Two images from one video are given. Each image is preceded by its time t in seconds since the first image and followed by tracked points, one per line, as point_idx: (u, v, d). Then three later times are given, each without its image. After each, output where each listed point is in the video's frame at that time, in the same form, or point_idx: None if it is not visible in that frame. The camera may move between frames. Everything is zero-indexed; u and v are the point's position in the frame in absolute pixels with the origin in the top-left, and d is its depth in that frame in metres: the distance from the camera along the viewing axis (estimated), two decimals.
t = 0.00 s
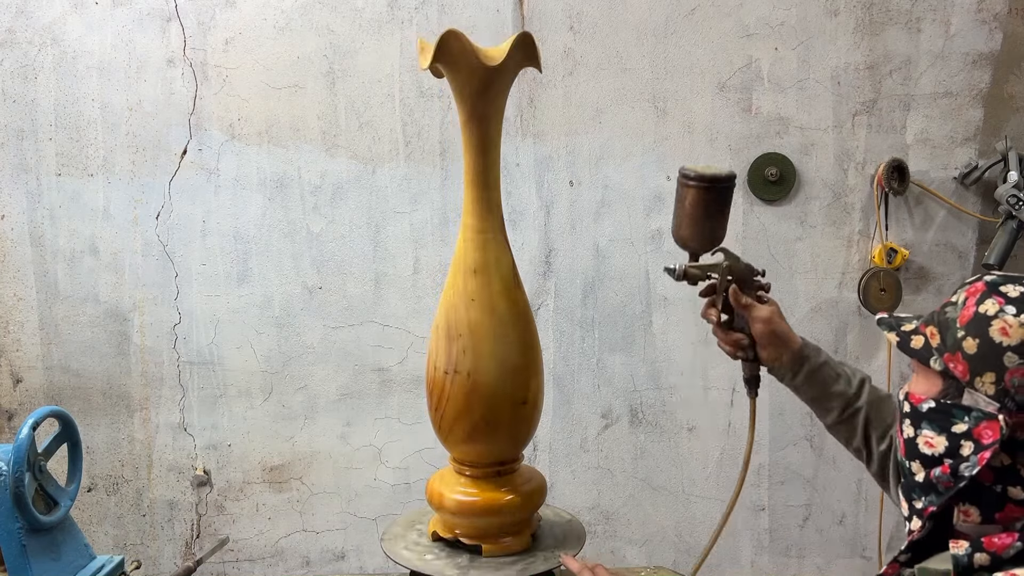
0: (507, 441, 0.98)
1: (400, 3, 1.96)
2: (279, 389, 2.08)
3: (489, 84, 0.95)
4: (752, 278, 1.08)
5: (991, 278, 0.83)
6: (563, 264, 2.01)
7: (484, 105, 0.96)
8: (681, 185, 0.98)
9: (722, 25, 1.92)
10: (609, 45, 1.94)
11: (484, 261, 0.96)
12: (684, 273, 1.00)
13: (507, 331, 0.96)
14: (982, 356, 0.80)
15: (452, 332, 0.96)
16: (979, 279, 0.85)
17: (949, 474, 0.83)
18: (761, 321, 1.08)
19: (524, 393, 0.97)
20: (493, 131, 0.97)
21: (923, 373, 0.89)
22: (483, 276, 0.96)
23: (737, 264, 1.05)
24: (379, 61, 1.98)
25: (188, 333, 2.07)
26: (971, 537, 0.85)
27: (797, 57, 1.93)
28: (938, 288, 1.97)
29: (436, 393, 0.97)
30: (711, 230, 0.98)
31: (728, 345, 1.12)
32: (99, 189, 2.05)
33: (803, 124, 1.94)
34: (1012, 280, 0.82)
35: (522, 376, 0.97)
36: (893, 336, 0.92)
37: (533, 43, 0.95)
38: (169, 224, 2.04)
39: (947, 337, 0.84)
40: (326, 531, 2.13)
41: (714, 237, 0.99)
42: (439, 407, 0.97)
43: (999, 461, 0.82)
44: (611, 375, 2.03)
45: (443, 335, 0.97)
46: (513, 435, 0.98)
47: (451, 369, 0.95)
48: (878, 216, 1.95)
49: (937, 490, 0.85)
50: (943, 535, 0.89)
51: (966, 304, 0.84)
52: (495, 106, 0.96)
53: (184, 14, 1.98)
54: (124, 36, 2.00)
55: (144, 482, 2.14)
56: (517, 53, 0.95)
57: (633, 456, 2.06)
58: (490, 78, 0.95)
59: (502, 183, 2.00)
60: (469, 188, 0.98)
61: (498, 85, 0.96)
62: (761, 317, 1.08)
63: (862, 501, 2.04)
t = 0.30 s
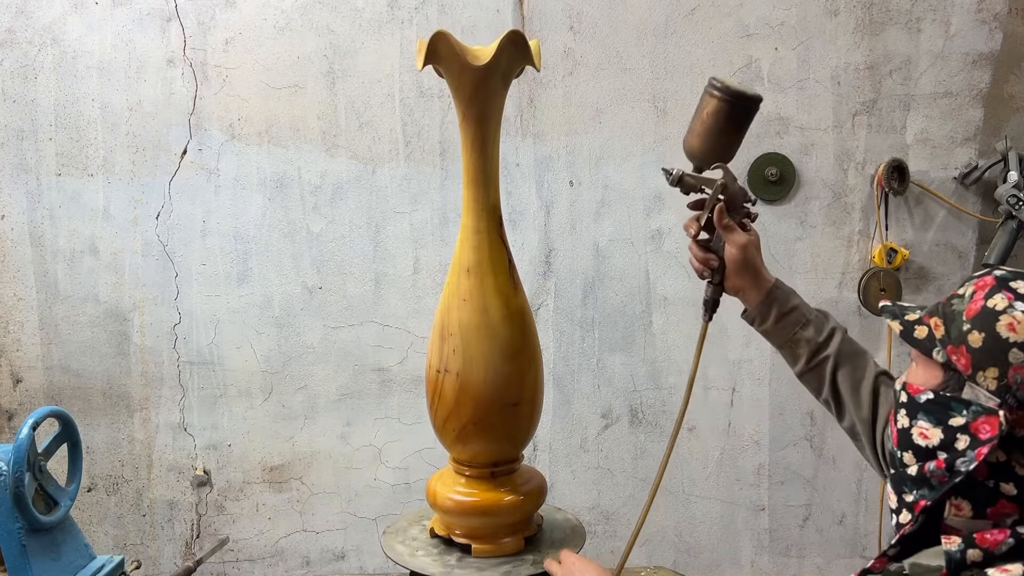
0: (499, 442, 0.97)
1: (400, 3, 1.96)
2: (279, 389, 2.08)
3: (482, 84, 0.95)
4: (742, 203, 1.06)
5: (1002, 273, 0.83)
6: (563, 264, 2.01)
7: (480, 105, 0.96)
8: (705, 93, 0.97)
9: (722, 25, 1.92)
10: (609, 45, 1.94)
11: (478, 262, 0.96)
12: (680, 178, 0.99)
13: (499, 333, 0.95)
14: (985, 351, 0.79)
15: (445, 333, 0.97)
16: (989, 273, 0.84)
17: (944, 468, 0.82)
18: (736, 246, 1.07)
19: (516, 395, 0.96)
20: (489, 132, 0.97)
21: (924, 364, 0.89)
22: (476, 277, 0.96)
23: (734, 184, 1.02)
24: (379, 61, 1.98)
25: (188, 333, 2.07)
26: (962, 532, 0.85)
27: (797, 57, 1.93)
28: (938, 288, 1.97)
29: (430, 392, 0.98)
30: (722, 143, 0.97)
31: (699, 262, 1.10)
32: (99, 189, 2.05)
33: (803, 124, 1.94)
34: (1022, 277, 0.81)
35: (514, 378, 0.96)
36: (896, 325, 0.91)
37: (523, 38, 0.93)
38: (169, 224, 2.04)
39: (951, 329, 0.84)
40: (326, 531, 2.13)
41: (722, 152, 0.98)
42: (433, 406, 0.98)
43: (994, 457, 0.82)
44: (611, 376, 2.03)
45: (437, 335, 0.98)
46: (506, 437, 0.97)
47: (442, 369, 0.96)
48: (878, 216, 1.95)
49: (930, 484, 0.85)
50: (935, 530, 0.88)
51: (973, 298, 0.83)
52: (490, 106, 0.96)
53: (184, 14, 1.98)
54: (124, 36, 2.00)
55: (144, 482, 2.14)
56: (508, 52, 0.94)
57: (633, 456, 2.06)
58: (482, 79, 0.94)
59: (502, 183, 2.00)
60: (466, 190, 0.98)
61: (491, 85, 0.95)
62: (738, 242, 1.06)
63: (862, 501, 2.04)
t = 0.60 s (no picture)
0: (492, 443, 0.97)
1: (400, 3, 1.96)
2: (279, 389, 2.08)
3: (473, 85, 0.94)
4: (750, 236, 1.08)
5: (987, 274, 0.83)
6: (563, 264, 2.01)
7: (474, 105, 0.95)
8: (688, 137, 0.98)
9: (722, 25, 1.92)
10: (609, 45, 1.94)
11: (471, 262, 0.97)
12: (684, 227, 1.01)
13: (489, 334, 0.95)
14: (977, 352, 0.79)
15: (439, 332, 0.98)
16: (974, 276, 0.84)
17: (946, 473, 0.83)
18: (754, 279, 1.09)
19: (506, 397, 0.96)
20: (483, 133, 0.96)
21: (918, 371, 0.89)
22: (468, 278, 0.96)
23: (737, 220, 1.04)
24: (379, 61, 1.97)
25: (188, 333, 2.07)
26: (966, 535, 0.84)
27: (797, 57, 1.93)
28: (938, 288, 1.97)
29: (427, 390, 1.00)
30: (716, 182, 0.98)
31: (721, 302, 1.12)
32: (99, 189, 2.05)
33: (803, 124, 1.94)
34: (1007, 277, 0.82)
35: (504, 380, 0.95)
36: (888, 334, 0.92)
37: (512, 37, 0.90)
38: (169, 224, 2.04)
39: (942, 334, 0.84)
40: (326, 531, 2.13)
41: (718, 192, 0.99)
42: (429, 404, 1.00)
43: (995, 457, 0.81)
44: (611, 376, 2.03)
45: (433, 334, 0.99)
46: (497, 438, 0.97)
47: (435, 368, 0.98)
48: (878, 216, 1.95)
49: (934, 490, 0.85)
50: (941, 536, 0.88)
51: (961, 300, 0.83)
52: (484, 108, 0.96)
53: (184, 14, 1.98)
54: (124, 36, 2.00)
55: (144, 482, 2.14)
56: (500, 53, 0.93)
57: (633, 456, 2.06)
58: (474, 80, 0.94)
59: (502, 183, 2.00)
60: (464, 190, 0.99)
61: (484, 87, 0.95)
62: (755, 275, 1.09)
63: (862, 501, 2.04)
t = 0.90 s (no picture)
0: (489, 444, 0.97)
1: (400, 3, 1.96)
2: (279, 389, 2.08)
3: (471, 85, 0.94)
4: (753, 335, 1.07)
5: (981, 276, 0.83)
6: (563, 264, 2.01)
7: (472, 105, 0.96)
8: (667, 252, 0.96)
9: (722, 25, 1.92)
10: (609, 45, 1.94)
11: (468, 262, 0.97)
12: (685, 338, 0.98)
13: (484, 334, 0.95)
14: (975, 354, 0.79)
15: (437, 331, 0.98)
16: (969, 278, 0.84)
17: (947, 475, 0.83)
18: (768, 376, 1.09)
19: (502, 398, 0.95)
20: (480, 133, 0.96)
21: (916, 374, 0.90)
22: (465, 277, 0.96)
23: (736, 322, 1.04)
24: (379, 61, 1.98)
25: (188, 333, 2.07)
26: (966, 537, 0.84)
27: (797, 57, 1.93)
28: (938, 289, 1.97)
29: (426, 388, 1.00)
30: (703, 292, 0.96)
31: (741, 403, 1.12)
32: (99, 189, 2.05)
33: (803, 124, 1.94)
34: (1002, 278, 0.81)
35: (500, 381, 0.95)
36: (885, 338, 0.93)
37: (507, 37, 0.89)
38: (169, 224, 2.04)
39: (939, 336, 0.84)
40: (326, 531, 2.13)
41: (707, 297, 0.97)
42: (428, 402, 1.00)
43: (995, 459, 0.82)
44: (611, 376, 2.03)
45: (432, 334, 0.99)
46: (493, 439, 0.97)
47: (433, 367, 0.98)
48: (878, 216, 1.95)
49: (935, 493, 0.85)
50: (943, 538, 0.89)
51: (957, 303, 0.83)
52: (483, 107, 0.96)
53: (184, 14, 1.98)
54: (124, 36, 2.00)
55: (144, 482, 2.14)
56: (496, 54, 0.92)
57: (633, 456, 2.06)
58: (471, 79, 0.94)
59: (502, 183, 2.00)
60: (463, 189, 0.99)
61: (482, 86, 0.94)
62: (770, 372, 1.09)
63: (862, 501, 2.04)
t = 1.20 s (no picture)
0: (479, 445, 0.97)
1: (400, 3, 1.96)
2: (279, 389, 2.08)
3: (461, 83, 0.95)
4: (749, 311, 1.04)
5: (979, 275, 0.83)
6: (563, 264, 2.01)
7: (462, 105, 0.96)
8: (661, 234, 0.94)
9: (722, 25, 1.92)
10: (609, 45, 1.94)
11: (458, 262, 0.97)
12: (683, 318, 0.96)
13: (468, 335, 0.95)
14: (968, 352, 0.79)
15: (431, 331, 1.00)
16: (967, 276, 0.85)
17: (937, 473, 0.83)
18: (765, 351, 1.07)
19: (485, 400, 0.95)
20: (472, 130, 0.96)
21: (911, 371, 0.90)
22: (455, 278, 0.97)
23: (731, 299, 1.01)
24: (379, 61, 1.97)
25: (188, 333, 2.07)
26: (956, 536, 0.84)
27: (797, 57, 1.93)
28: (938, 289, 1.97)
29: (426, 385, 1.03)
30: (700, 270, 0.94)
31: (739, 380, 1.08)
32: (99, 189, 2.05)
33: (803, 124, 1.94)
34: (999, 278, 0.82)
35: (483, 382, 0.95)
36: (880, 334, 0.92)
37: (483, 34, 0.89)
38: (169, 224, 2.04)
39: (934, 334, 0.85)
40: (326, 531, 2.13)
41: (704, 277, 0.95)
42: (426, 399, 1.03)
43: (985, 458, 0.81)
44: (611, 376, 2.03)
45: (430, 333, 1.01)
46: (482, 441, 0.96)
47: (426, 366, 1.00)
48: (878, 216, 1.95)
49: (926, 490, 0.85)
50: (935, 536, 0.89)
51: (954, 301, 0.83)
52: (475, 105, 0.96)
53: (184, 14, 1.98)
54: (124, 36, 2.00)
55: (144, 482, 2.14)
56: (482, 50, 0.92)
57: (633, 456, 2.06)
58: (459, 78, 0.95)
59: (502, 183, 2.00)
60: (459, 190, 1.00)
61: (471, 84, 0.95)
62: (766, 349, 1.06)
63: (862, 501, 2.04)
